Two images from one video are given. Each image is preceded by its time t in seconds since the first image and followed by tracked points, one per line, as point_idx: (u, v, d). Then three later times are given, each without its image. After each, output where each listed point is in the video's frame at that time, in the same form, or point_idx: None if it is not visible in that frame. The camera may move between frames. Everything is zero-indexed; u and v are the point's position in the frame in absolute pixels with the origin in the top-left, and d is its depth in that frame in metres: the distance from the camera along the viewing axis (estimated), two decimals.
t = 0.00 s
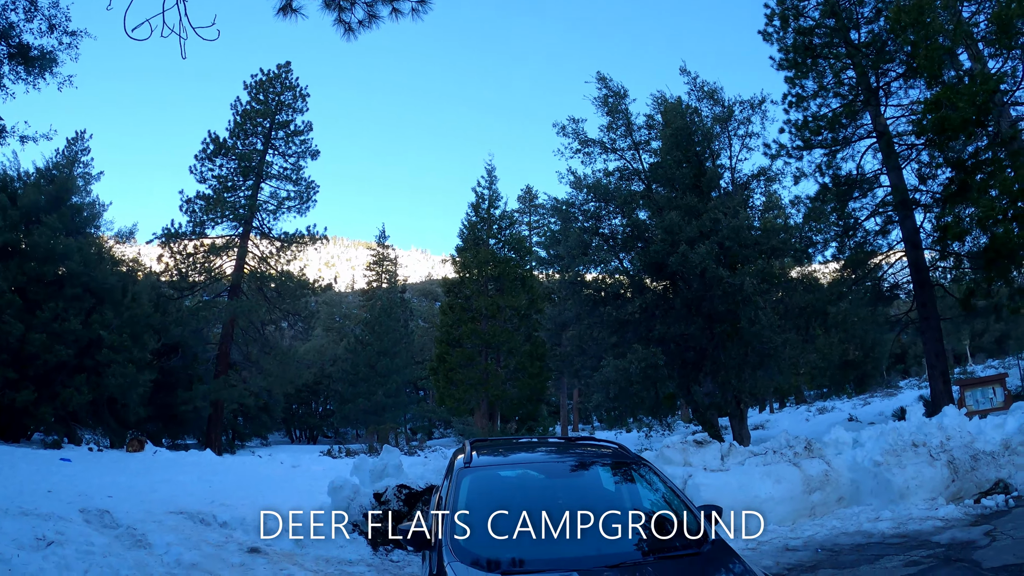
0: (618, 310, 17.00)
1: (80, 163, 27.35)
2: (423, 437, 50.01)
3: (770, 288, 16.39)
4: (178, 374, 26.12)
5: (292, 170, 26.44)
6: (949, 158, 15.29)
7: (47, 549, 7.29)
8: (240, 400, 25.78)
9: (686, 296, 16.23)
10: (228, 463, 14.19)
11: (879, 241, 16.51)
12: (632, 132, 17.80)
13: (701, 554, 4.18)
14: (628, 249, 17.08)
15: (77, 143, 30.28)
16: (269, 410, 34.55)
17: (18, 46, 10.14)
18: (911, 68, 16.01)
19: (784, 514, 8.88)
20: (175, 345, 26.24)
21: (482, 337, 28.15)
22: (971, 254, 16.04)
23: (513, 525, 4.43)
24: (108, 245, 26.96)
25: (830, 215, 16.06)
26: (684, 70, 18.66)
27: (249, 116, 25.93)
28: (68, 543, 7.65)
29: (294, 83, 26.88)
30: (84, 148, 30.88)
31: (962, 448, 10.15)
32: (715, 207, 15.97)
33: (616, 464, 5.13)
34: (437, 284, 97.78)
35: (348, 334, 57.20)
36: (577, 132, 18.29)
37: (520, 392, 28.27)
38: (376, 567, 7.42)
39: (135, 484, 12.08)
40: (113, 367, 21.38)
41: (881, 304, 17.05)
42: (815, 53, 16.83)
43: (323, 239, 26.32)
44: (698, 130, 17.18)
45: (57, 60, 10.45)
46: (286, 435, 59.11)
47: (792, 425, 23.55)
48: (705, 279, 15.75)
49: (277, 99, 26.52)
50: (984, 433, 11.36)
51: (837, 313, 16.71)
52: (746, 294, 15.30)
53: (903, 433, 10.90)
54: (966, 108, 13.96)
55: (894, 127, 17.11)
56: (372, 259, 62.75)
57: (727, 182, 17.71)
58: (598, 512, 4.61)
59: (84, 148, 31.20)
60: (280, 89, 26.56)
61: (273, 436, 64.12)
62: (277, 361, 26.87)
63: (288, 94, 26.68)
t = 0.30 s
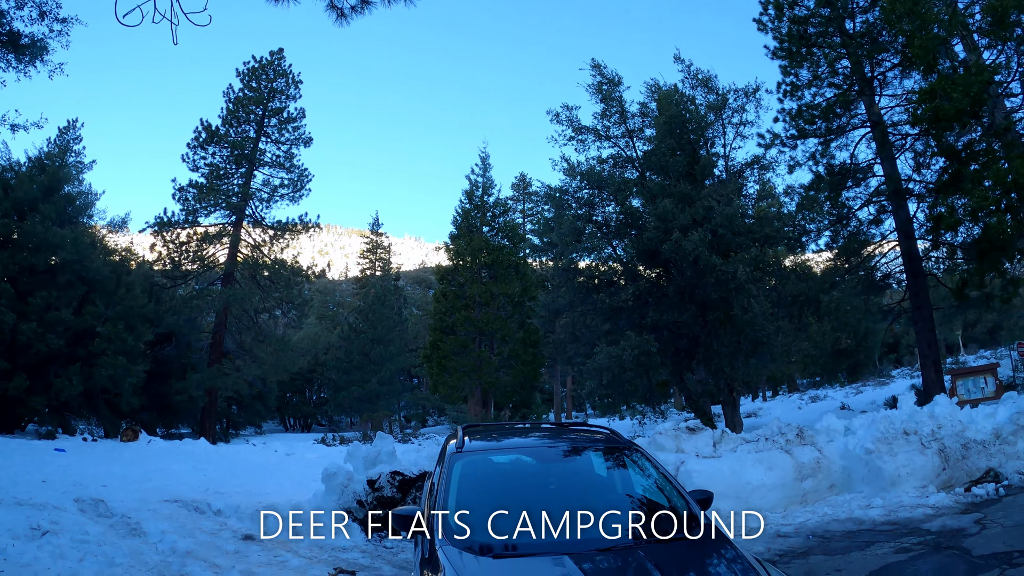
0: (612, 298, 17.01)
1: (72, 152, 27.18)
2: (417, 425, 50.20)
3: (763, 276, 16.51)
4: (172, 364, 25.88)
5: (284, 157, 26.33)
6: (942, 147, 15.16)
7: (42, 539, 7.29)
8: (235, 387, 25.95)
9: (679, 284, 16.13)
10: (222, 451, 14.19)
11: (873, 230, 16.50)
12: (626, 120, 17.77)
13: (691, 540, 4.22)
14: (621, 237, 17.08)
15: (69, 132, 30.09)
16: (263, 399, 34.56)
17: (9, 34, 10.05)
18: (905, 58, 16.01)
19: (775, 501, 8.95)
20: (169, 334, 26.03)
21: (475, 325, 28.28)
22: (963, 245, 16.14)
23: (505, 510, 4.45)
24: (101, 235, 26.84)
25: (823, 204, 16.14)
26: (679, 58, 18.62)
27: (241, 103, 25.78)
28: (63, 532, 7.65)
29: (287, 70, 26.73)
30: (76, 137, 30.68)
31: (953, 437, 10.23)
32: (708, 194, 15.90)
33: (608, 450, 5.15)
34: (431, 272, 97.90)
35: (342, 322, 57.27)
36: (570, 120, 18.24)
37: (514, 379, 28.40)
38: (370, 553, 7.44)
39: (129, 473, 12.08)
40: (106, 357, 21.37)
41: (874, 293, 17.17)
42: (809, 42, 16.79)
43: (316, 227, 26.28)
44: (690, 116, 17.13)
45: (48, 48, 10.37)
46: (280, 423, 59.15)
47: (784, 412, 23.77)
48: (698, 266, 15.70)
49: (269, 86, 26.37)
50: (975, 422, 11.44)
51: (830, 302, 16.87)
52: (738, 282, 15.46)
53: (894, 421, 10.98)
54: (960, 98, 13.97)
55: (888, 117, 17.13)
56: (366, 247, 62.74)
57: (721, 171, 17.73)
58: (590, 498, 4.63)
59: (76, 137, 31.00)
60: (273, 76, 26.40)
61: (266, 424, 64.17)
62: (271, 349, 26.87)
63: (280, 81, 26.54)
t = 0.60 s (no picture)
0: (604, 283, 17.25)
1: (62, 140, 26.93)
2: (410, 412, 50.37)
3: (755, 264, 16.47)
4: (163, 352, 25.74)
5: (275, 143, 26.17)
6: (934, 137, 15.17)
7: (35, 528, 7.27)
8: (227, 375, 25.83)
9: (670, 270, 16.25)
10: (214, 439, 14.18)
11: (865, 220, 16.67)
12: (619, 106, 17.73)
13: (681, 521, 4.26)
14: (613, 223, 17.01)
15: (59, 120, 29.79)
16: (256, 386, 34.56)
17: None
18: (899, 49, 16.02)
19: (765, 487, 9.04)
20: (160, 322, 26.01)
21: (467, 311, 28.37)
22: (955, 235, 16.20)
23: (496, 493, 4.48)
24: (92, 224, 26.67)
25: (815, 193, 16.36)
26: (671, 44, 18.48)
27: (232, 89, 25.57)
28: (56, 521, 7.63)
29: (277, 55, 26.52)
30: (66, 125, 30.41)
31: (942, 425, 10.31)
32: (701, 181, 15.84)
33: (599, 434, 5.17)
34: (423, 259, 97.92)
35: (334, 309, 57.31)
36: (562, 106, 18.18)
37: (506, 365, 28.52)
38: (362, 539, 7.46)
39: (122, 462, 12.06)
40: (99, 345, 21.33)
41: (864, 282, 17.47)
42: (802, 31, 16.79)
43: (308, 214, 26.17)
44: (682, 103, 16.93)
45: (38, 34, 10.23)
46: (273, 411, 59.21)
47: (776, 399, 23.94)
48: (690, 253, 15.70)
49: (260, 72, 26.17)
50: (965, 411, 11.54)
51: (821, 290, 16.98)
52: (730, 269, 15.46)
53: (883, 409, 11.07)
54: (952, 88, 14.05)
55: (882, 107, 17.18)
56: (358, 234, 62.63)
57: (713, 158, 17.72)
58: (581, 482, 4.66)
59: (66, 125, 30.73)
60: (264, 62, 26.21)
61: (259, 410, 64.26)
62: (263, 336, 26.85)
63: (271, 67, 26.34)
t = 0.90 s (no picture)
0: (594, 270, 17.04)
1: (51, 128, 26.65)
2: (401, 397, 50.54)
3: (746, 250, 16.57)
4: (153, 339, 26.01)
5: (265, 129, 25.99)
6: (925, 127, 15.20)
7: (26, 516, 7.25)
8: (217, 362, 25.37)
9: (661, 257, 16.16)
10: (205, 425, 14.16)
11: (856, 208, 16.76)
12: (610, 92, 17.68)
13: (670, 503, 4.32)
14: (604, 208, 17.03)
15: (47, 107, 29.47)
16: (246, 373, 34.55)
17: None
18: (891, 38, 16.06)
19: (754, 472, 9.12)
20: (150, 309, 25.98)
21: (458, 296, 28.41)
22: (945, 224, 16.28)
23: (488, 474, 4.52)
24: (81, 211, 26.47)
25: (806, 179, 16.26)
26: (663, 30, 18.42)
27: (221, 74, 25.33)
28: (48, 509, 7.61)
29: (267, 40, 26.29)
30: (54, 112, 30.10)
31: (930, 412, 10.40)
32: (692, 167, 15.86)
33: (589, 418, 5.21)
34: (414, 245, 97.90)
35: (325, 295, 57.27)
36: (553, 91, 18.11)
37: (496, 350, 28.59)
38: (353, 523, 7.49)
39: (113, 450, 12.03)
40: (90, 334, 21.23)
41: (854, 270, 17.64)
42: (796, 19, 16.76)
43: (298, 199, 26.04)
44: (674, 88, 16.92)
45: (25, 19, 10.11)
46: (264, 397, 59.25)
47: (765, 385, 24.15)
48: (680, 239, 15.63)
49: (249, 56, 25.95)
50: (953, 398, 11.65)
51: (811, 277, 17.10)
52: (720, 255, 15.44)
53: (872, 395, 11.16)
54: (944, 78, 14.06)
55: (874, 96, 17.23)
56: (349, 220, 62.48)
57: (705, 144, 17.72)
58: (570, 463, 4.70)
59: (54, 112, 30.41)
60: (253, 46, 25.98)
61: (249, 396, 64.23)
62: (254, 322, 26.79)
63: (261, 51, 26.13)
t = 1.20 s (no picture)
0: (584, 258, 17.25)
1: (38, 117, 26.35)
2: (391, 386, 50.68)
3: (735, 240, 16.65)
4: (143, 329, 25.94)
5: (254, 117, 25.82)
6: (915, 119, 15.25)
7: (17, 507, 7.21)
8: (207, 352, 25.40)
9: (650, 245, 16.15)
10: (195, 415, 14.14)
11: (846, 199, 16.84)
12: (601, 81, 17.65)
13: (657, 489, 4.35)
14: (594, 196, 17.08)
15: (35, 96, 29.14)
16: (237, 362, 34.51)
17: None
18: (883, 29, 16.09)
19: (742, 460, 9.20)
20: (139, 299, 25.87)
21: (448, 285, 28.47)
22: (934, 215, 16.38)
23: (476, 459, 4.55)
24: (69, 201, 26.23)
25: (794, 170, 16.46)
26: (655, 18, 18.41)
27: (209, 62, 25.13)
28: (38, 500, 7.58)
29: (256, 27, 26.07)
30: (41, 101, 29.76)
31: (917, 401, 10.49)
32: (682, 156, 15.86)
33: (578, 404, 5.24)
34: (403, 234, 97.73)
35: (315, 283, 57.22)
36: (544, 80, 18.07)
37: (486, 339, 28.72)
38: (342, 510, 7.52)
39: (103, 440, 12.00)
40: (81, 324, 21.12)
41: (844, 260, 17.77)
42: (787, 10, 16.75)
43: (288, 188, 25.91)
44: (665, 78, 16.90)
45: (10, 5, 9.95)
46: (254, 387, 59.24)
47: (754, 374, 24.29)
48: (670, 227, 15.63)
49: (238, 44, 25.73)
50: (940, 387, 11.75)
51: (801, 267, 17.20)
52: (709, 244, 15.46)
53: (860, 384, 11.25)
54: (935, 70, 14.12)
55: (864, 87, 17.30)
56: (339, 208, 62.28)
57: (695, 134, 17.72)
58: (558, 449, 4.74)
59: (42, 101, 30.08)
60: (242, 34, 25.76)
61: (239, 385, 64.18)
62: (244, 312, 26.72)
63: (250, 39, 25.92)
